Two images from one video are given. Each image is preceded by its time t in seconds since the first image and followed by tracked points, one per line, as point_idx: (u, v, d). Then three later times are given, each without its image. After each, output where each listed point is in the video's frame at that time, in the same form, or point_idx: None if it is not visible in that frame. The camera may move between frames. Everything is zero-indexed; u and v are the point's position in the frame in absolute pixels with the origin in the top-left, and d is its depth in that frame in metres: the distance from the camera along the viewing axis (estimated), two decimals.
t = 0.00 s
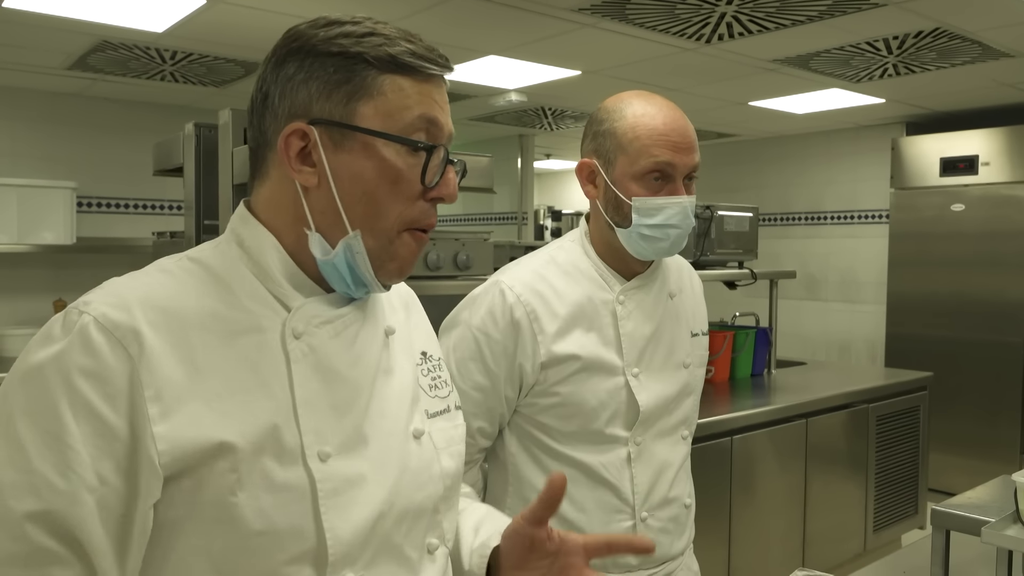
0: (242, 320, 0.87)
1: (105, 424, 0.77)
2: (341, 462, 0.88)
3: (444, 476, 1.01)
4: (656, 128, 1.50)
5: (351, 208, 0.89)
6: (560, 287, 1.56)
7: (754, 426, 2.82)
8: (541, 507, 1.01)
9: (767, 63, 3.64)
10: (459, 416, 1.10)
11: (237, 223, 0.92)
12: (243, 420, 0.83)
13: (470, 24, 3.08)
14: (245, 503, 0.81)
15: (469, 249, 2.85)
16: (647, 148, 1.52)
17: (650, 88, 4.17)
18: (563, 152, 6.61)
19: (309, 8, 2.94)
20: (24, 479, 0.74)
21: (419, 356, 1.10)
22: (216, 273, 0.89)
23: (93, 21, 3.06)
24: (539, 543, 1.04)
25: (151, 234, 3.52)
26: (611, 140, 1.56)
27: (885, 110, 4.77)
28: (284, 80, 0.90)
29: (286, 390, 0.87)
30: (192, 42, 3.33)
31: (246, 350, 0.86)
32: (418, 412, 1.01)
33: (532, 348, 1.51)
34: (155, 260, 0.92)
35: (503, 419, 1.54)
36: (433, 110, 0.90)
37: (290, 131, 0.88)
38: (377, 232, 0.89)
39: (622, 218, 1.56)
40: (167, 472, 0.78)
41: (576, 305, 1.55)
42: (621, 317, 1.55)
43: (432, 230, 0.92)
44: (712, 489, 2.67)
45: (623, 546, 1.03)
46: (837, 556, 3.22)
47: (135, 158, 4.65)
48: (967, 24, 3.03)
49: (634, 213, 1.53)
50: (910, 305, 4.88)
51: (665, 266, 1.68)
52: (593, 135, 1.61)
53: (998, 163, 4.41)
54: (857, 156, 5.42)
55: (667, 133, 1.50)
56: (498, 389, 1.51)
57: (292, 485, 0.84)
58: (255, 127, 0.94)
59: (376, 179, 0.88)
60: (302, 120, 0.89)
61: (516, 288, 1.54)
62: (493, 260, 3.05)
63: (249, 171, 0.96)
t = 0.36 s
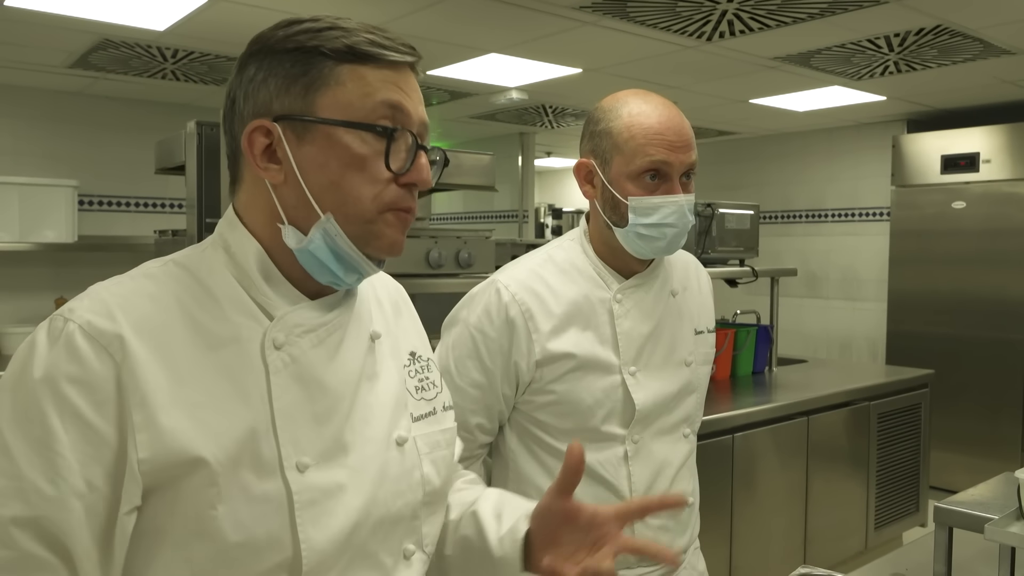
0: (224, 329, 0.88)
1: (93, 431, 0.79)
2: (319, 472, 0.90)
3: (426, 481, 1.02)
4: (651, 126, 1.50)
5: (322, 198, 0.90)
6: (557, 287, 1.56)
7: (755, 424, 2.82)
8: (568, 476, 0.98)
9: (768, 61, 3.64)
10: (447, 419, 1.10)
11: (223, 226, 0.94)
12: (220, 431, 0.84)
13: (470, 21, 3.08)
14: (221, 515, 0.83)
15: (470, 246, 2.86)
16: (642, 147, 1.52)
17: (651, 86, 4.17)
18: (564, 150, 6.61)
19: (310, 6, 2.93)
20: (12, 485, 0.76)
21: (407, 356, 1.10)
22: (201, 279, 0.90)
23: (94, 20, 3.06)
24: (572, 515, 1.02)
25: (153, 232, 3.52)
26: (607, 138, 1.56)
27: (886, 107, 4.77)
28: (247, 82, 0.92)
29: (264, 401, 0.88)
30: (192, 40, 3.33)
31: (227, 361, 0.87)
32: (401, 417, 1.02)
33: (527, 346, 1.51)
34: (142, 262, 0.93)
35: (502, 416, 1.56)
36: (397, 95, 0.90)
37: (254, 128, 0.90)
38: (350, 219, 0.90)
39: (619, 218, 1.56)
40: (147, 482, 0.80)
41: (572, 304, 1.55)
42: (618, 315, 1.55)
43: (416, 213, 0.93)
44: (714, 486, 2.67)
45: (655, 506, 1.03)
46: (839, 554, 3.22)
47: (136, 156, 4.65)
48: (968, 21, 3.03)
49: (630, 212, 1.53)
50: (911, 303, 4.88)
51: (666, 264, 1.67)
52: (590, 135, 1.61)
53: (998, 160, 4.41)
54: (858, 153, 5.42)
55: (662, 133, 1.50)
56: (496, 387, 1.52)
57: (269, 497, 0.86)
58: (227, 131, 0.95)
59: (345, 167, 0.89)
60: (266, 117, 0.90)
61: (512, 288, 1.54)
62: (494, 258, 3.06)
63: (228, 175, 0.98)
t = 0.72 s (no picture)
0: (219, 323, 0.88)
1: (84, 424, 0.79)
2: (314, 461, 0.90)
3: (416, 475, 1.02)
4: (651, 127, 1.50)
5: (303, 188, 0.90)
6: (558, 284, 1.57)
7: (757, 423, 2.82)
8: None
9: (770, 60, 3.65)
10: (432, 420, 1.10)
11: (217, 227, 0.95)
12: (215, 422, 0.84)
13: (472, 21, 3.09)
14: (216, 502, 0.83)
15: (473, 246, 2.86)
16: (641, 147, 1.52)
17: (653, 85, 4.17)
18: (566, 149, 6.61)
19: (313, 7, 2.94)
20: (4, 475, 0.77)
21: (397, 358, 1.11)
22: (196, 277, 0.90)
23: (98, 20, 3.07)
24: None
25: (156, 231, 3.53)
26: (607, 138, 1.57)
27: (888, 106, 4.77)
28: (230, 88, 0.94)
29: (259, 393, 0.89)
30: (195, 39, 3.34)
31: (223, 353, 0.88)
32: (391, 412, 1.03)
33: (526, 343, 1.52)
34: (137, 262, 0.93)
35: (507, 412, 1.58)
36: (372, 85, 0.91)
37: (236, 126, 0.91)
38: (330, 206, 0.90)
39: (619, 217, 1.56)
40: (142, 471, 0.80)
41: (572, 301, 1.55)
42: (617, 312, 1.55)
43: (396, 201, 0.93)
44: (717, 485, 2.67)
45: None
46: (841, 552, 3.22)
47: (139, 156, 4.66)
48: (970, 19, 3.03)
49: (629, 212, 1.53)
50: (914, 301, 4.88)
51: (670, 263, 1.67)
52: (592, 135, 1.62)
53: (1001, 159, 4.41)
54: (860, 152, 5.42)
55: (662, 133, 1.50)
56: (496, 381, 1.54)
57: (264, 484, 0.86)
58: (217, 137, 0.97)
59: (323, 157, 0.89)
60: (248, 116, 0.91)
61: (512, 285, 1.56)
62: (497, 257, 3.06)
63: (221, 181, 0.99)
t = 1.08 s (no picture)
0: (197, 314, 0.89)
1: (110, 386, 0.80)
2: (298, 442, 0.90)
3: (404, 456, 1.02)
4: (658, 129, 1.51)
5: (270, 193, 0.92)
6: (562, 280, 1.58)
7: (759, 423, 2.82)
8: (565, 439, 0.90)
9: (773, 60, 3.65)
10: (417, 401, 1.10)
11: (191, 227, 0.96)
12: (200, 404, 0.85)
13: (476, 20, 3.09)
14: (212, 477, 0.83)
15: (477, 245, 2.86)
16: (648, 149, 1.53)
17: (656, 84, 4.17)
18: (569, 149, 6.62)
19: (318, 6, 2.95)
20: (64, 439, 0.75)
21: (375, 343, 1.11)
22: (173, 273, 0.91)
23: (103, 19, 3.08)
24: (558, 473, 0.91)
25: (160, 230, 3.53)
26: (615, 139, 1.57)
27: (892, 106, 4.77)
28: (209, 93, 0.96)
29: (240, 378, 0.89)
30: (200, 38, 3.35)
31: (203, 341, 0.88)
32: (373, 395, 1.03)
33: (531, 339, 1.53)
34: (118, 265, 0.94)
35: (511, 406, 1.58)
36: (337, 91, 0.91)
37: (211, 133, 0.93)
38: (296, 210, 0.91)
39: (625, 217, 1.57)
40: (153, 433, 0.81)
41: (577, 297, 1.56)
42: (622, 309, 1.56)
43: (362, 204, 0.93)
44: (719, 484, 2.68)
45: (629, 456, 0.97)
46: (843, 551, 3.22)
47: (143, 155, 4.67)
48: (974, 20, 3.03)
49: (635, 212, 1.54)
50: (917, 302, 4.88)
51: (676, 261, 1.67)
52: (601, 135, 1.62)
53: (1004, 159, 4.41)
54: (863, 152, 5.42)
55: (670, 135, 1.51)
56: (501, 375, 1.55)
57: (251, 464, 0.86)
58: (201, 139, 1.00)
59: (287, 163, 0.90)
60: (223, 123, 0.93)
61: (517, 282, 1.56)
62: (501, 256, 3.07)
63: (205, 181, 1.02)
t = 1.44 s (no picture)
0: (213, 312, 0.90)
1: (112, 395, 0.80)
2: (311, 440, 0.91)
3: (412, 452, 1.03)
4: (667, 127, 1.51)
5: (296, 216, 0.90)
6: (567, 277, 1.58)
7: (761, 420, 2.83)
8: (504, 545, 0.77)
9: (774, 57, 3.65)
10: (426, 398, 1.11)
11: (204, 228, 0.95)
12: (215, 403, 0.86)
13: (479, 18, 3.09)
14: (223, 478, 0.84)
15: (480, 242, 2.87)
16: (656, 148, 1.53)
17: (657, 82, 4.17)
18: (570, 146, 6.62)
19: (320, 4, 2.95)
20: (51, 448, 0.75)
21: (384, 342, 1.12)
22: (190, 270, 0.92)
23: (105, 18, 3.09)
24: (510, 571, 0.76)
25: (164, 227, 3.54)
26: (623, 137, 1.57)
27: (893, 103, 4.77)
28: (220, 104, 0.92)
29: (256, 376, 0.90)
30: (202, 36, 3.35)
31: (220, 339, 0.89)
32: (383, 391, 1.04)
33: (537, 336, 1.54)
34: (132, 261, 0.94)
35: (518, 403, 1.59)
36: (363, 114, 0.89)
37: (228, 153, 0.90)
38: (321, 234, 0.90)
39: (632, 215, 1.58)
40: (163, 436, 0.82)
41: (582, 295, 1.57)
42: (627, 307, 1.57)
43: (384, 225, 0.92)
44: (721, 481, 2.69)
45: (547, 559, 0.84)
46: (845, 547, 3.23)
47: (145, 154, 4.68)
48: (976, 16, 3.03)
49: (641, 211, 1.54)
50: (918, 298, 4.88)
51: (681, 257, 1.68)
52: (608, 133, 1.63)
53: (1006, 156, 4.41)
54: (864, 148, 5.42)
55: (678, 133, 1.51)
56: (508, 373, 1.55)
57: (267, 462, 0.87)
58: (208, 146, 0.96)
59: (313, 188, 0.89)
60: (240, 140, 0.90)
61: (523, 279, 1.57)
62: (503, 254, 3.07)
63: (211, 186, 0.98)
